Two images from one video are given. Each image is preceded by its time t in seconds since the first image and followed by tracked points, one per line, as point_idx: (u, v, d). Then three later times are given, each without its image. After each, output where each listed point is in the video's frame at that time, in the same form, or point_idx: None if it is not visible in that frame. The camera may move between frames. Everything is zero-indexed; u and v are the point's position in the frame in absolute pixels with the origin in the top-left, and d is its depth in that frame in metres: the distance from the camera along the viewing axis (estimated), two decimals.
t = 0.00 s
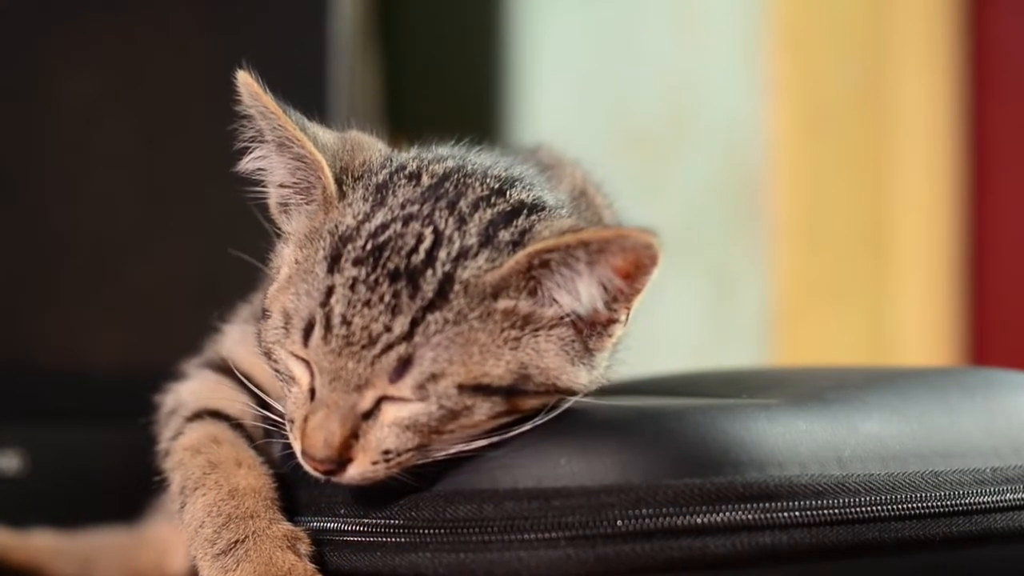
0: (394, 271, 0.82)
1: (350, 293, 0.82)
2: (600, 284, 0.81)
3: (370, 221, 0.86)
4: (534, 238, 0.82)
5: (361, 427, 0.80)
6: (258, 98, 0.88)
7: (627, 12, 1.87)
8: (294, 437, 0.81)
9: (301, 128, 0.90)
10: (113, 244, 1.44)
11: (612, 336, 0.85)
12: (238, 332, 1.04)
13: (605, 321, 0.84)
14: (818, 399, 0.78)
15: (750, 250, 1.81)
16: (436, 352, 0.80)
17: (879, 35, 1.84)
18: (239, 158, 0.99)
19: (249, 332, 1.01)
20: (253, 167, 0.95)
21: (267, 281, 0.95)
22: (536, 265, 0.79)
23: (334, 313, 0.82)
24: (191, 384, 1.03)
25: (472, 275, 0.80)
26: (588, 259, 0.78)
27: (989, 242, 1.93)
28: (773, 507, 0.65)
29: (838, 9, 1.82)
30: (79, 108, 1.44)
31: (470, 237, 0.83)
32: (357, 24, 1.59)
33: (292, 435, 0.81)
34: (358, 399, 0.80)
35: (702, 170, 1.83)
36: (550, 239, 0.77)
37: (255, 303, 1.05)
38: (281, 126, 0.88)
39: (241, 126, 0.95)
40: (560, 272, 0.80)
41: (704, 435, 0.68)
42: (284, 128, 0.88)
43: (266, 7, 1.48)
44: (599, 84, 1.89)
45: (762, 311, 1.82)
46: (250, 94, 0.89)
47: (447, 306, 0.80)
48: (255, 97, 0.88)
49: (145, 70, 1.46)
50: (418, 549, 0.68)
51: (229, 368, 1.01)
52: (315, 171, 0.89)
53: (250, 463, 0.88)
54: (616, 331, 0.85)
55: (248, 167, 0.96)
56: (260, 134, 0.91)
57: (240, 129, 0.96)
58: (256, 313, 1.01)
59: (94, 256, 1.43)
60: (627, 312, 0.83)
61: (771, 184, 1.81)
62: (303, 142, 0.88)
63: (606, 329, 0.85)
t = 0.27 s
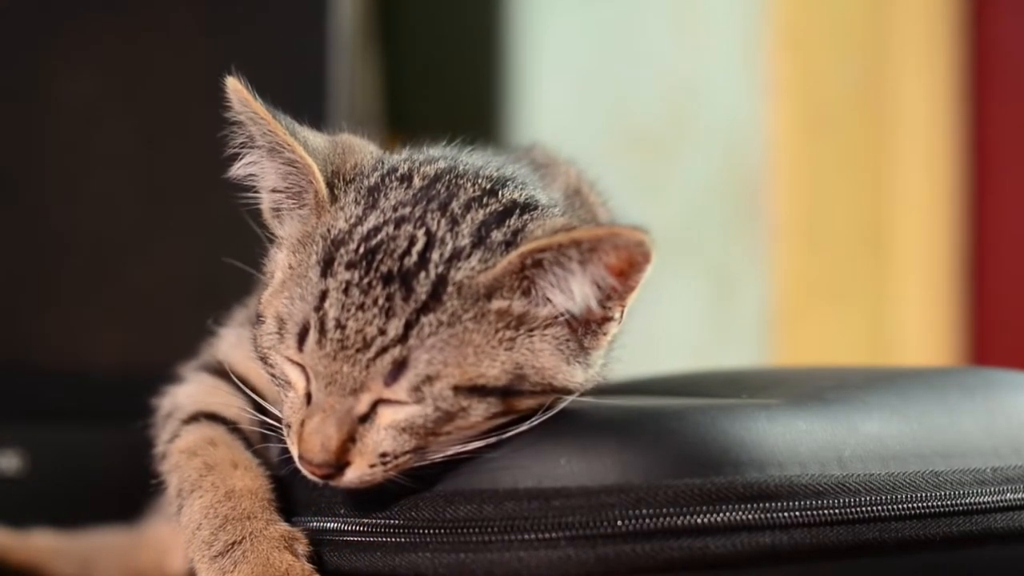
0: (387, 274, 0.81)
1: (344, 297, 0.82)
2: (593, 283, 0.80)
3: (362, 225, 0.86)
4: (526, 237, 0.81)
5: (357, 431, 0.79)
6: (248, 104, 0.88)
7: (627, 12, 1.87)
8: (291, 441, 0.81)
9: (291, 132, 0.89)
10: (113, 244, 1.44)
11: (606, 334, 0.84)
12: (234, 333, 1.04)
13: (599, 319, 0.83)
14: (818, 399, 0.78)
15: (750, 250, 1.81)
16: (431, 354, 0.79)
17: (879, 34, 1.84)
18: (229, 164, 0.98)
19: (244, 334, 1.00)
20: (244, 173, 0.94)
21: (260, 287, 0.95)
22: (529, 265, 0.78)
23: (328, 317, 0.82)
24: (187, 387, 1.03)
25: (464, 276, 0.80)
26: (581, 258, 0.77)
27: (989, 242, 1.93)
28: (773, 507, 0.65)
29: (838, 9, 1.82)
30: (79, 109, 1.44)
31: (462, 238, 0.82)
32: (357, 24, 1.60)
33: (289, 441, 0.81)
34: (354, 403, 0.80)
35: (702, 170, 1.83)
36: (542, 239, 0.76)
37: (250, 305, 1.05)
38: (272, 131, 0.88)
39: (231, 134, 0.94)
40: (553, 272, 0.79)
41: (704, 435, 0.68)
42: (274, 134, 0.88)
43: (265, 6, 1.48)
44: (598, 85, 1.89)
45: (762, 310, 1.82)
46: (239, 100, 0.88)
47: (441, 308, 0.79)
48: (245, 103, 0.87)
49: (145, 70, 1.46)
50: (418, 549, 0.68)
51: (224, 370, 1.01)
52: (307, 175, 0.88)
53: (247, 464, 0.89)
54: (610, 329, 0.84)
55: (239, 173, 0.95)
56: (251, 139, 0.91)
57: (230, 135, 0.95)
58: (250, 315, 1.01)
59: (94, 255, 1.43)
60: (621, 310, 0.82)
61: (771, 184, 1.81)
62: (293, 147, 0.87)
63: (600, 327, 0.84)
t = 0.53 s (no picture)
0: (379, 278, 0.80)
1: (336, 301, 0.81)
2: (585, 282, 0.78)
3: (353, 229, 0.85)
4: (518, 237, 0.80)
5: (353, 435, 0.79)
6: (236, 111, 0.87)
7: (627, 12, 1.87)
8: (287, 447, 0.80)
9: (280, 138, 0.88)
10: (113, 244, 1.44)
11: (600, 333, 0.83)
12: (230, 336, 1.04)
13: (593, 317, 0.82)
14: (818, 399, 0.77)
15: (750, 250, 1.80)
16: (425, 357, 0.78)
17: (879, 33, 1.84)
18: (219, 171, 0.97)
19: (239, 337, 1.00)
20: (235, 180, 0.94)
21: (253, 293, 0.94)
22: (521, 265, 0.77)
23: (321, 321, 0.81)
24: (184, 390, 1.03)
25: (457, 278, 0.79)
26: (571, 258, 0.76)
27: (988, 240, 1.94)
28: (773, 507, 0.66)
29: (839, 9, 1.82)
30: (79, 108, 1.44)
31: (453, 239, 0.82)
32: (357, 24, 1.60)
33: (285, 446, 0.80)
34: (349, 407, 0.79)
35: (702, 170, 1.83)
36: (532, 239, 0.75)
37: (245, 306, 1.04)
38: (260, 137, 0.87)
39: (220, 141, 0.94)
40: (544, 272, 0.78)
41: (705, 435, 0.68)
42: (263, 139, 0.87)
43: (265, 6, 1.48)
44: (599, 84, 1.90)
45: (762, 309, 1.81)
46: (227, 108, 0.87)
47: (433, 310, 0.78)
48: (232, 110, 0.87)
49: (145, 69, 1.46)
50: (418, 549, 0.68)
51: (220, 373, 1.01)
52: (296, 181, 0.87)
53: (243, 467, 0.89)
54: (604, 328, 0.83)
55: (230, 180, 0.94)
56: (239, 146, 0.90)
57: (220, 141, 0.94)
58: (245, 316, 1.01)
59: (94, 255, 1.43)
60: (615, 307, 0.80)
61: (771, 185, 1.79)
62: (282, 153, 0.87)
63: (594, 325, 0.83)
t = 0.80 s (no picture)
0: (371, 281, 0.80)
1: (329, 306, 0.81)
2: (577, 281, 0.78)
3: (344, 234, 0.85)
4: (509, 237, 0.79)
5: (349, 439, 0.78)
6: (224, 119, 0.86)
7: (626, 12, 1.88)
8: (284, 451, 0.80)
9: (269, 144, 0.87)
10: (113, 244, 1.44)
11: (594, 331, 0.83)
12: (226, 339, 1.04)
13: (586, 314, 0.82)
14: (818, 399, 0.77)
15: (750, 250, 1.80)
16: (419, 359, 0.78)
17: (879, 33, 1.84)
18: (210, 178, 0.96)
19: (234, 340, 1.00)
20: (226, 187, 0.93)
21: (248, 298, 0.93)
22: (512, 265, 0.77)
23: (314, 326, 0.81)
24: (180, 393, 1.03)
25: (449, 280, 0.78)
26: (562, 257, 0.76)
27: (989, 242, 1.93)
28: (773, 507, 0.66)
29: (838, 9, 1.82)
30: (79, 107, 1.44)
31: (444, 241, 0.81)
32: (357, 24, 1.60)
33: (282, 452, 0.80)
34: (344, 411, 0.79)
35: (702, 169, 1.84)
36: (523, 239, 0.75)
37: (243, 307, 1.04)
38: (250, 143, 0.86)
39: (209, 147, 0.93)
40: (535, 272, 0.78)
41: (705, 435, 0.68)
42: (252, 146, 0.86)
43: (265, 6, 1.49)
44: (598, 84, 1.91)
45: (762, 309, 1.82)
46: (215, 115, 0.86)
47: (426, 313, 0.78)
48: (222, 117, 0.86)
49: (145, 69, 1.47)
50: (418, 549, 0.68)
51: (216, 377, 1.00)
52: (286, 187, 0.87)
53: (240, 468, 0.89)
54: (598, 326, 0.83)
55: (221, 187, 0.93)
56: (229, 152, 0.89)
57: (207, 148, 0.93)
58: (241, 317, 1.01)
59: (95, 255, 1.43)
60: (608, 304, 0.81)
61: (771, 184, 1.79)
62: (272, 159, 0.86)
63: (588, 323, 0.83)
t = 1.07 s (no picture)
0: (362, 285, 0.79)
1: (321, 310, 0.80)
2: (568, 280, 0.78)
3: (335, 238, 0.84)
4: (500, 237, 0.79)
5: (346, 443, 0.78)
6: (212, 126, 0.85)
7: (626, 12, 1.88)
8: (281, 457, 0.79)
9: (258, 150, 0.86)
10: (113, 243, 1.44)
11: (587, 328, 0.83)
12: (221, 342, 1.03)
13: (580, 313, 0.82)
14: (818, 399, 0.77)
15: (750, 250, 1.82)
16: (412, 362, 0.78)
17: (881, 35, 1.84)
18: (201, 185, 0.95)
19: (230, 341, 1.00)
20: (216, 195, 0.92)
21: (242, 304, 0.93)
22: (504, 266, 0.77)
23: (307, 331, 0.80)
24: (178, 396, 1.03)
25: (440, 281, 0.78)
26: (553, 256, 0.76)
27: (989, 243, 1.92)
28: (772, 507, 0.66)
29: (838, 9, 1.82)
30: (80, 107, 1.44)
31: (436, 243, 0.81)
32: (355, 24, 1.61)
33: (279, 457, 0.79)
34: (339, 415, 0.78)
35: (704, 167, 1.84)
36: (514, 238, 0.75)
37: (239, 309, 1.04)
38: (239, 151, 0.85)
39: (197, 155, 0.92)
40: (526, 271, 0.78)
41: (705, 434, 0.68)
42: (241, 153, 0.85)
43: (265, 7, 1.50)
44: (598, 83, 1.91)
45: (762, 309, 1.82)
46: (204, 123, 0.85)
47: (418, 315, 0.78)
48: (210, 125, 0.85)
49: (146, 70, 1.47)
50: (418, 549, 0.68)
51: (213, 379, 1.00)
52: (277, 193, 0.86)
53: (237, 470, 0.89)
54: (592, 324, 0.83)
55: (211, 194, 0.92)
56: (218, 160, 0.88)
57: (196, 155, 0.92)
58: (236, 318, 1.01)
59: (95, 255, 1.43)
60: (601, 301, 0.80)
61: (772, 183, 1.80)
62: (261, 166, 0.85)
63: (581, 321, 0.83)
